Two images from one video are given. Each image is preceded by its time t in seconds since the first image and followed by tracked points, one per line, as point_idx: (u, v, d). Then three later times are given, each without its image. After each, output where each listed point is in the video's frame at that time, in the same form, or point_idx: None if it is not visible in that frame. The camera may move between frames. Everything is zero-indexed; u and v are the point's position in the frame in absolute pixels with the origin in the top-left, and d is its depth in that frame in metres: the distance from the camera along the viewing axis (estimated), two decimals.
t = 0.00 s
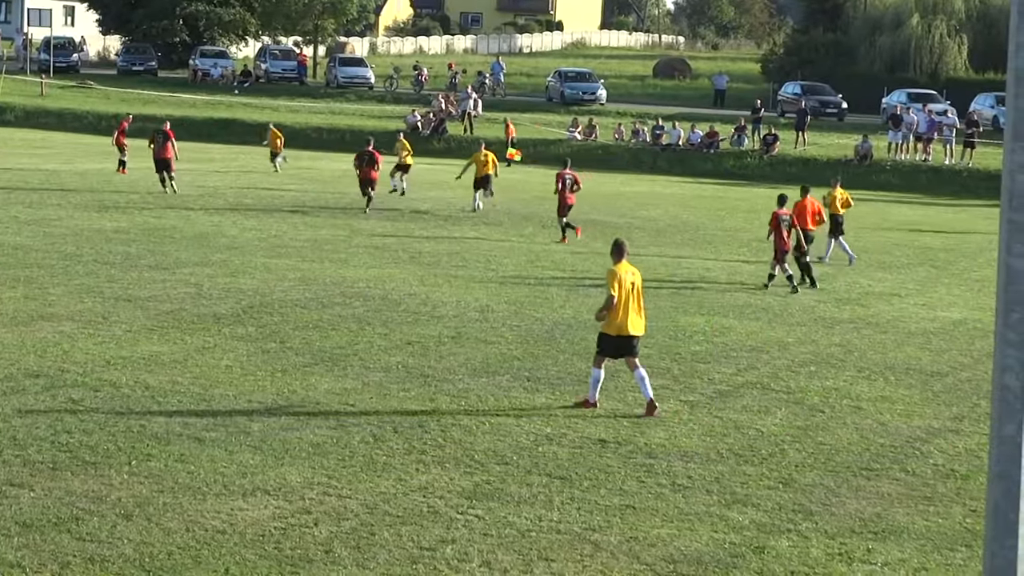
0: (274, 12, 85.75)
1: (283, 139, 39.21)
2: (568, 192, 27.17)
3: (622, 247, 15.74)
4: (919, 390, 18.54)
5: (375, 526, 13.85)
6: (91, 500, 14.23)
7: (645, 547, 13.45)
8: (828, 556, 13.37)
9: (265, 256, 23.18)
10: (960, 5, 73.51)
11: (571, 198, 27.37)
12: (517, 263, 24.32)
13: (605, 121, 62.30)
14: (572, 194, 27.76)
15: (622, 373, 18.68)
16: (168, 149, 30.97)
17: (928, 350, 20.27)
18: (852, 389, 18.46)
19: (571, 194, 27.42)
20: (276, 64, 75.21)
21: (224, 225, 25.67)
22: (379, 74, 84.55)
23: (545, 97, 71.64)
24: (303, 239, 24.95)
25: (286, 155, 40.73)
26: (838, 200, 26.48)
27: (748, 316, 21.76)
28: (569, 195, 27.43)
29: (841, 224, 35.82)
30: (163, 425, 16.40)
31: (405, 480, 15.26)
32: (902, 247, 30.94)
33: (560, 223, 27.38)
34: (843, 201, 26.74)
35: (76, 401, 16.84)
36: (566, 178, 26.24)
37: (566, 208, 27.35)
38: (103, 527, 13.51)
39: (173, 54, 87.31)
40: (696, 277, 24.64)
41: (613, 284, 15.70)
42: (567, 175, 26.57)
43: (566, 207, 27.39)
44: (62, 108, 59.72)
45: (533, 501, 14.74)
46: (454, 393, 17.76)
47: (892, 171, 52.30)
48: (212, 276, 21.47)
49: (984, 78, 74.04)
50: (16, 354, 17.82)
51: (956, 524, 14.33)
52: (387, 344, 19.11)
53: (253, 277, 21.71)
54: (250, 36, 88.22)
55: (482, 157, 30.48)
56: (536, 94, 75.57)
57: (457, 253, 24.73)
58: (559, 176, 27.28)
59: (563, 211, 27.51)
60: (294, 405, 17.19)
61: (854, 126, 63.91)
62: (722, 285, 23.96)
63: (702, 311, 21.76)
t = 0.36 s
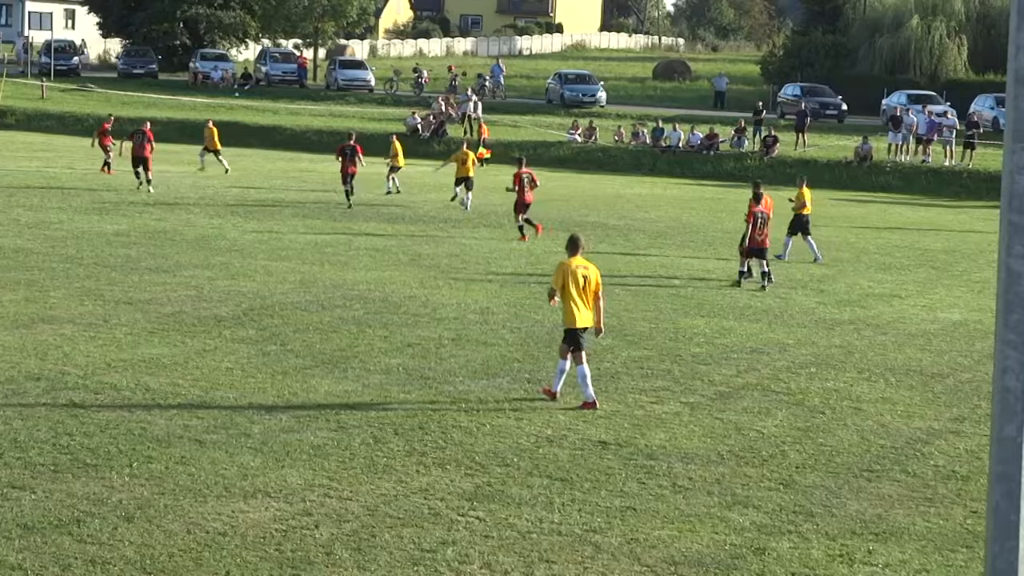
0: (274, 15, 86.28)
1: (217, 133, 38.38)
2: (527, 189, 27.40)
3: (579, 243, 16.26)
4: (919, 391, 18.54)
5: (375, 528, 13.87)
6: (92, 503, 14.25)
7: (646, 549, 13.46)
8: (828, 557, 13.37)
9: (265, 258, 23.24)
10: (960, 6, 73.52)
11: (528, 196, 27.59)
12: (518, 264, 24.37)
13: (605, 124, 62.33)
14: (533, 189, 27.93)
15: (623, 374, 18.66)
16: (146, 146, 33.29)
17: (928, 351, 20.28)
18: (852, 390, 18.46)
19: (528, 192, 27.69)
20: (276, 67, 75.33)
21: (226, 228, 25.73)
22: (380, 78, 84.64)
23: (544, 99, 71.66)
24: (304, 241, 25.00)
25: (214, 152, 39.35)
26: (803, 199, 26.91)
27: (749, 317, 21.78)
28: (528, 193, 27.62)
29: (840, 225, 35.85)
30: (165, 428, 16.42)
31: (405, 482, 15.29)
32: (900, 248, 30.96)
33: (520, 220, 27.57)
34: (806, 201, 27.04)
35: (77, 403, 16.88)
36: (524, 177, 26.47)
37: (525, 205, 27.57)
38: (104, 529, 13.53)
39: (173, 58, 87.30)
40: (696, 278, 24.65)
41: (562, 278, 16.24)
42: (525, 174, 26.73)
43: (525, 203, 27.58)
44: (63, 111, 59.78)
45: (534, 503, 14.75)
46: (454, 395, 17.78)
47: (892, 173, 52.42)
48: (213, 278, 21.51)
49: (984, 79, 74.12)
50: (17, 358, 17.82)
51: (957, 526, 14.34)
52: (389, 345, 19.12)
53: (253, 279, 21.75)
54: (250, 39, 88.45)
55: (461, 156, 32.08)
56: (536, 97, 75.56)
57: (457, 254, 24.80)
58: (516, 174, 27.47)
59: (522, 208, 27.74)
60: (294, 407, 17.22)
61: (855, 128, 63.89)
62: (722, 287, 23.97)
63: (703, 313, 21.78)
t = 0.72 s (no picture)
0: (290, 23, 84.70)
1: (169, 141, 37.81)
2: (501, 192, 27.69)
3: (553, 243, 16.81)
4: (937, 400, 18.47)
5: (392, 536, 13.86)
6: (109, 510, 14.26)
7: (662, 557, 13.45)
8: (847, 566, 13.33)
9: (282, 265, 23.25)
10: (977, 12, 73.77)
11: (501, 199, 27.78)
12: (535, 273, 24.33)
13: (622, 131, 62.22)
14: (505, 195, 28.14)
15: (640, 382, 18.58)
16: (134, 148, 35.25)
17: (945, 359, 20.21)
18: (870, 399, 18.41)
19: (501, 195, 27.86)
20: (292, 73, 75.34)
21: (243, 235, 25.74)
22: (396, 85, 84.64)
23: (560, 108, 71.57)
24: (320, 248, 25.00)
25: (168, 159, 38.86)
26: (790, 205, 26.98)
27: (765, 325, 21.74)
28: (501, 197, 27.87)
29: (857, 232, 35.74)
30: (182, 435, 16.45)
31: (422, 490, 15.27)
32: (918, 255, 30.85)
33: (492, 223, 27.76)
34: (795, 208, 27.02)
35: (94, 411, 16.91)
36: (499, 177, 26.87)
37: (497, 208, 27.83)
38: (121, 536, 13.55)
39: (189, 65, 87.27)
40: (713, 286, 24.61)
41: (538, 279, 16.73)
42: (499, 175, 27.00)
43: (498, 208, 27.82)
44: (79, 117, 59.96)
45: (551, 511, 14.73)
46: (471, 403, 17.77)
47: (910, 180, 52.23)
48: (230, 285, 21.53)
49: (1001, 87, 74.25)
50: (35, 364, 17.83)
51: (975, 534, 14.30)
52: (404, 352, 19.10)
53: (270, 286, 21.76)
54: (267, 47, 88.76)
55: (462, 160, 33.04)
56: (552, 104, 75.37)
57: (474, 262, 24.77)
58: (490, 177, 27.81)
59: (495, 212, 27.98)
60: (311, 415, 17.23)
61: (872, 135, 63.73)
62: (740, 294, 23.92)
63: (720, 321, 21.73)
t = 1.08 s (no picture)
0: (328, 35, 84.93)
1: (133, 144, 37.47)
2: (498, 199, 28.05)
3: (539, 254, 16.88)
4: (975, 412, 18.42)
5: (430, 548, 13.88)
6: (148, 522, 14.28)
7: (700, 569, 13.43)
8: None
9: (320, 277, 23.27)
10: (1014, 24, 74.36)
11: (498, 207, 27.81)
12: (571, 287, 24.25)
13: (658, 143, 62.14)
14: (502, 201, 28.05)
15: (677, 394, 18.54)
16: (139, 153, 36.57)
17: (983, 372, 20.15)
18: (908, 411, 18.38)
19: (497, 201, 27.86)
20: (331, 86, 75.56)
21: (281, 247, 25.78)
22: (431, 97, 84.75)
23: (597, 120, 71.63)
24: (358, 260, 25.03)
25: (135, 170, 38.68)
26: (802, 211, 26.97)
27: (803, 337, 21.71)
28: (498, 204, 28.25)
29: (895, 245, 35.68)
30: (221, 446, 16.49)
31: (459, 501, 15.28)
32: (957, 268, 30.76)
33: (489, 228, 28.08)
34: (806, 216, 27.00)
35: (133, 422, 16.95)
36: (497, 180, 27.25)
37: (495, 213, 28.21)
38: (160, 548, 13.57)
39: (227, 78, 87.42)
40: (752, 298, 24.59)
41: (524, 290, 16.58)
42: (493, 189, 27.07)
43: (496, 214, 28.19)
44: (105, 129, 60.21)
45: (588, 523, 14.71)
46: (509, 416, 17.78)
47: (946, 193, 52.23)
48: (267, 297, 21.57)
49: None
50: (73, 376, 17.87)
51: (1015, 547, 14.26)
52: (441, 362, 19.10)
53: (307, 298, 21.81)
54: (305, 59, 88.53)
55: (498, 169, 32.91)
56: (588, 116, 75.39)
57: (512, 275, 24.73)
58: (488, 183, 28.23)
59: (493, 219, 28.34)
60: (349, 426, 17.25)
61: (908, 147, 63.63)
62: (777, 306, 23.90)
63: (758, 332, 21.72)
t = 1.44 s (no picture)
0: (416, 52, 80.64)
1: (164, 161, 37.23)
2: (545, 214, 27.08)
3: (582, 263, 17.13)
4: None
5: (522, 565, 13.85)
6: (241, 538, 14.30)
7: None
8: None
9: (410, 294, 23.31)
10: None
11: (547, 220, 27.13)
12: (660, 304, 24.06)
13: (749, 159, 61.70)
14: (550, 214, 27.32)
15: (769, 412, 18.51)
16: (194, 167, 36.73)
17: None
18: (1002, 428, 18.26)
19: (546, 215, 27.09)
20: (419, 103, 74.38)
21: (371, 265, 25.80)
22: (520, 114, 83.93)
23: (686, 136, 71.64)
24: (448, 278, 25.04)
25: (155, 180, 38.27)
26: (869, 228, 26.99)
27: (894, 354, 21.62)
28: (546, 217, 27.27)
29: (988, 261, 35.32)
30: (312, 463, 16.55)
31: (551, 519, 15.24)
32: None
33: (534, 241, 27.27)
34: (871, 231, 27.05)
35: (225, 439, 17.06)
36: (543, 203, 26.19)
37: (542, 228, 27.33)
38: (252, 564, 13.59)
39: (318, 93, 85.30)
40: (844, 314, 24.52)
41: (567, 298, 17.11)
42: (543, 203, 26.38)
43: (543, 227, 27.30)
44: (168, 142, 60.57)
45: (680, 541, 14.65)
46: (600, 433, 17.78)
47: None
48: (358, 314, 21.62)
49: None
50: (166, 393, 17.98)
51: None
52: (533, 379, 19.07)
53: (397, 315, 21.85)
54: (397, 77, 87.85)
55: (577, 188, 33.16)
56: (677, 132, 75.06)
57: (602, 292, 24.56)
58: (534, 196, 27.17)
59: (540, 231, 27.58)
60: (440, 444, 17.29)
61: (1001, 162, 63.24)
62: (869, 324, 23.77)
63: (849, 349, 21.63)
